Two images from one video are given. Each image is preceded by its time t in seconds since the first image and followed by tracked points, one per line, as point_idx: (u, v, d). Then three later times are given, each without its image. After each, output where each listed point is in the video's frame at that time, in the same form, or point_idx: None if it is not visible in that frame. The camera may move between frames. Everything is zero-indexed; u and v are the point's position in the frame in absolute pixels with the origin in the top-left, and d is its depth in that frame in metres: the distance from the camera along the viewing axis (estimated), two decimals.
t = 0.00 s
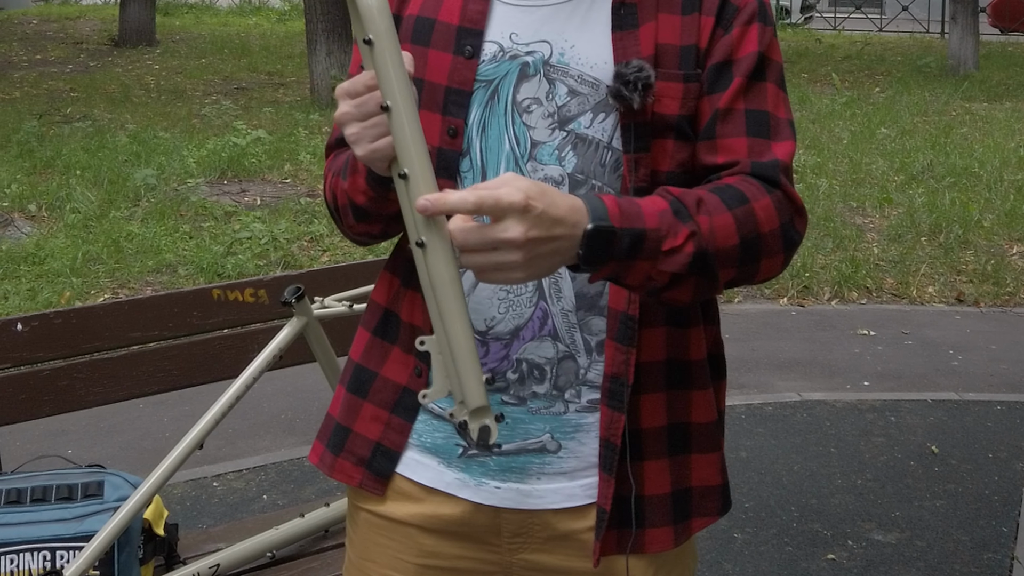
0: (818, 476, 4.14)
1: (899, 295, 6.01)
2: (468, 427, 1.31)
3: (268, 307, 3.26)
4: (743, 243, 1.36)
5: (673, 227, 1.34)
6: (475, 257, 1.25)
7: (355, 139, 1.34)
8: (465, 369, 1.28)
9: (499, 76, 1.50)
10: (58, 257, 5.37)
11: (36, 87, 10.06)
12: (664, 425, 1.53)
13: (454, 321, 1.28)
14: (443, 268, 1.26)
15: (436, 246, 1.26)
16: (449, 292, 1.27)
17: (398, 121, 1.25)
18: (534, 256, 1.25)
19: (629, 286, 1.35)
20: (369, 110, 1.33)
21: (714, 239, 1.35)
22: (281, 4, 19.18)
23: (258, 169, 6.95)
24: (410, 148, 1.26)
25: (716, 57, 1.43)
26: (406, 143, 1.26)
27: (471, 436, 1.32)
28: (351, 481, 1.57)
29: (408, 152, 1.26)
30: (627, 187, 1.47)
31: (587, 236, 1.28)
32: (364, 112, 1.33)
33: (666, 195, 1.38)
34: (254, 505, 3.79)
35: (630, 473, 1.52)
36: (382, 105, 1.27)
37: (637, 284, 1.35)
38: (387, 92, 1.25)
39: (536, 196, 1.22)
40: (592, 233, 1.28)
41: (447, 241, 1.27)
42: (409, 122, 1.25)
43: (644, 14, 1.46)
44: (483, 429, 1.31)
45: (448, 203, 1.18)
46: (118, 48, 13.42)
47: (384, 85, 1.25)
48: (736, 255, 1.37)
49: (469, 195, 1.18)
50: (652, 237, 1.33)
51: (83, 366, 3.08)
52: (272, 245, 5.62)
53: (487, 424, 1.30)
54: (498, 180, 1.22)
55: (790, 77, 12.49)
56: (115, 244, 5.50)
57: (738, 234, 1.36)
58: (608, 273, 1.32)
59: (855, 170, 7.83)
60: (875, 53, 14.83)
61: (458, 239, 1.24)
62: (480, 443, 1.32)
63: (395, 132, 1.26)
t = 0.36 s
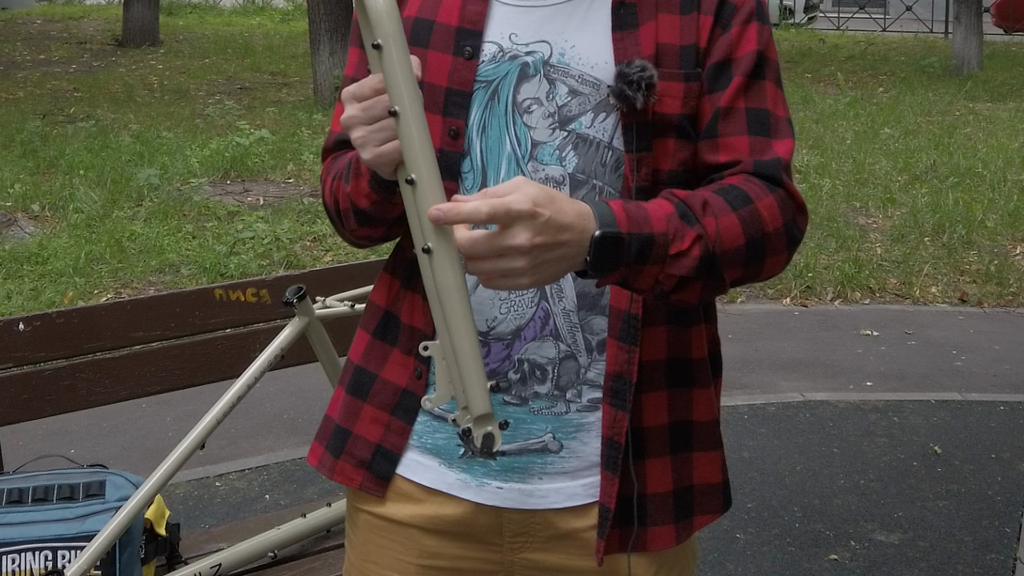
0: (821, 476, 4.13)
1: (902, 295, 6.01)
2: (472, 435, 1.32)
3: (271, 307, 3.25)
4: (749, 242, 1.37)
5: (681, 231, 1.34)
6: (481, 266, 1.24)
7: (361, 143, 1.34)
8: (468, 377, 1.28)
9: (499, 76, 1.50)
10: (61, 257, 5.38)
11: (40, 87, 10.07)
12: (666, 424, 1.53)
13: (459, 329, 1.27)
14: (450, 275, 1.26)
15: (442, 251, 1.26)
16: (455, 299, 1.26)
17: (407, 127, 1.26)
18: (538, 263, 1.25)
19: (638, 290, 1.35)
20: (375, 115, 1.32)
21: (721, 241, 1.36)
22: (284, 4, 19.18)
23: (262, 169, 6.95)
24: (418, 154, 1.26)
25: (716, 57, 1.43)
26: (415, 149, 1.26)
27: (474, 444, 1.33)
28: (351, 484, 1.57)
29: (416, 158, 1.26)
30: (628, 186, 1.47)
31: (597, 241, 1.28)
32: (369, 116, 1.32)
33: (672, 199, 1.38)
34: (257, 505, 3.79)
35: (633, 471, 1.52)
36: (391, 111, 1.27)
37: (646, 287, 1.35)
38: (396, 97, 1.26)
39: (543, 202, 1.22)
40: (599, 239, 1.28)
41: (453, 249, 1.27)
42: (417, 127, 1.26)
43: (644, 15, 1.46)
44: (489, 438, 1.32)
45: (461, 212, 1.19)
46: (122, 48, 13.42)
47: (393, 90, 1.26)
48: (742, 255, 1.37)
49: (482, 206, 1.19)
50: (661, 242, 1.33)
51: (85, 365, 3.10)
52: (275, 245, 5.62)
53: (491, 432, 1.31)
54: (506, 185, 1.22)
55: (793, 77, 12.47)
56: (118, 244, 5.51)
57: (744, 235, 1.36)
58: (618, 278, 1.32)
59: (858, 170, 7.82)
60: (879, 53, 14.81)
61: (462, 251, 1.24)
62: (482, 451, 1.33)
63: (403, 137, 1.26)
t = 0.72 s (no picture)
0: (823, 477, 4.12)
1: (905, 295, 6.00)
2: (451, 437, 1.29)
3: (273, 308, 3.26)
4: (763, 236, 1.36)
5: (690, 210, 1.34)
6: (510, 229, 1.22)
7: (354, 137, 1.36)
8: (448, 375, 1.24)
9: (502, 79, 1.50)
10: (64, 257, 5.38)
11: (43, 87, 10.07)
12: (664, 427, 1.53)
13: (436, 329, 1.23)
14: (430, 276, 1.23)
15: (424, 249, 1.23)
16: (436, 301, 1.24)
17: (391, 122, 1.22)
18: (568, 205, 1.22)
19: (657, 275, 1.33)
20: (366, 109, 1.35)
21: (734, 226, 1.35)
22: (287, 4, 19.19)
23: (265, 169, 6.95)
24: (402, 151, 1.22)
25: (726, 63, 1.43)
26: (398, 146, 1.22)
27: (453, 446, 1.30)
28: (352, 488, 1.57)
29: (399, 153, 1.22)
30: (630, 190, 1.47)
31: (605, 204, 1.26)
32: (361, 108, 1.35)
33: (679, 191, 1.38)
34: (259, 506, 3.79)
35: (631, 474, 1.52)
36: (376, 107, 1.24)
37: (665, 268, 1.33)
38: (381, 92, 1.22)
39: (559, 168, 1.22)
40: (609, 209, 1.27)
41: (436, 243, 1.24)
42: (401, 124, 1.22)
43: (647, 18, 1.46)
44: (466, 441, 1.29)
45: (481, 148, 1.19)
46: (125, 47, 13.43)
47: (378, 84, 1.22)
48: (756, 250, 1.37)
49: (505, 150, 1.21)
50: (673, 220, 1.32)
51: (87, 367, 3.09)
52: (278, 245, 5.62)
53: (469, 435, 1.28)
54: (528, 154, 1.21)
55: (796, 76, 12.45)
56: (121, 244, 5.52)
57: (757, 227, 1.36)
58: (635, 263, 1.31)
59: (862, 170, 7.81)
60: (883, 53, 14.80)
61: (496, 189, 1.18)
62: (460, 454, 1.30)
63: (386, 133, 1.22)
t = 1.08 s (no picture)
0: (829, 481, 4.11)
1: (911, 299, 5.99)
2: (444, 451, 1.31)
3: (277, 311, 3.26)
4: (765, 230, 1.38)
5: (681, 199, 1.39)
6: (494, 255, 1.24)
7: (358, 143, 1.35)
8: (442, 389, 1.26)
9: (509, 85, 1.50)
10: (70, 259, 5.38)
11: (49, 89, 10.08)
12: (668, 433, 1.52)
13: (431, 342, 1.25)
14: (428, 289, 1.25)
15: (422, 260, 1.25)
16: (434, 314, 1.26)
17: (395, 133, 1.24)
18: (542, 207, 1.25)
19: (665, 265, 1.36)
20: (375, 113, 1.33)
21: (733, 215, 1.37)
22: (293, 6, 19.24)
23: (270, 172, 6.95)
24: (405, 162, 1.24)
25: (730, 67, 1.43)
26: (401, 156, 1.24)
27: (446, 462, 1.31)
28: (357, 496, 1.56)
29: (402, 165, 1.24)
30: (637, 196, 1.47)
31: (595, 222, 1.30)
32: (368, 114, 1.33)
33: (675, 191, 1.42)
34: (265, 509, 3.79)
35: (635, 480, 1.52)
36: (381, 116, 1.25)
37: (672, 258, 1.36)
38: (387, 103, 1.24)
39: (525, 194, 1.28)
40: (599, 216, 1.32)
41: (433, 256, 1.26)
42: (405, 136, 1.24)
43: (654, 24, 1.46)
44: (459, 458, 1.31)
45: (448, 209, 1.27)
46: (131, 50, 13.44)
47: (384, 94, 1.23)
48: (760, 244, 1.38)
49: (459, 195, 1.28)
50: (665, 211, 1.36)
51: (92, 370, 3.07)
52: (283, 247, 5.62)
53: (461, 451, 1.29)
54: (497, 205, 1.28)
55: (802, 79, 12.43)
56: (127, 247, 5.52)
57: (761, 226, 1.37)
58: (639, 251, 1.33)
59: (868, 173, 7.79)
60: (889, 55, 14.78)
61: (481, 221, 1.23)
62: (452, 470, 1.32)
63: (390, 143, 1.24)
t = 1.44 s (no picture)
0: (847, 494, 4.08)
1: (929, 309, 5.95)
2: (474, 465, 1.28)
3: (292, 321, 3.24)
4: (791, 249, 1.35)
5: (719, 222, 1.34)
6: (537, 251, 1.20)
7: (367, 161, 1.37)
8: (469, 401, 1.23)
9: (521, 98, 1.50)
10: (86, 269, 5.39)
11: (66, 99, 10.12)
12: (684, 448, 1.51)
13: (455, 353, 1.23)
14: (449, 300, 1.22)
15: (444, 271, 1.23)
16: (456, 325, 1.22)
17: (411, 146, 1.23)
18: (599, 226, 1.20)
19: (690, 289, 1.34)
20: (383, 132, 1.36)
21: (764, 238, 1.34)
22: (308, 15, 19.31)
23: (286, 181, 6.96)
24: (422, 172, 1.23)
25: (746, 77, 1.43)
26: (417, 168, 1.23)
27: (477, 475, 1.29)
28: (369, 511, 1.55)
29: (419, 176, 1.24)
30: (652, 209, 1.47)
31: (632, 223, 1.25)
32: (376, 132, 1.36)
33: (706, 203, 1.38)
34: (279, 520, 3.78)
35: (651, 495, 1.50)
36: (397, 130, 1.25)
37: (696, 282, 1.33)
38: (400, 115, 1.24)
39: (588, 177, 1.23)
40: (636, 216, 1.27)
41: (456, 270, 1.24)
42: (420, 148, 1.23)
43: (668, 37, 1.46)
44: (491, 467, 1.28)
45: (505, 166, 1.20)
46: (147, 60, 13.49)
47: (397, 107, 1.24)
48: (784, 261, 1.36)
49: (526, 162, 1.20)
50: (702, 233, 1.32)
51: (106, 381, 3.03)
52: (299, 257, 5.62)
53: (491, 462, 1.27)
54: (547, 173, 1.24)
55: (818, 88, 12.40)
56: (143, 256, 5.53)
57: (786, 241, 1.35)
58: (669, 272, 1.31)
59: (885, 183, 7.75)
60: (905, 64, 14.72)
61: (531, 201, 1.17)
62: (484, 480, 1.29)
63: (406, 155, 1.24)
